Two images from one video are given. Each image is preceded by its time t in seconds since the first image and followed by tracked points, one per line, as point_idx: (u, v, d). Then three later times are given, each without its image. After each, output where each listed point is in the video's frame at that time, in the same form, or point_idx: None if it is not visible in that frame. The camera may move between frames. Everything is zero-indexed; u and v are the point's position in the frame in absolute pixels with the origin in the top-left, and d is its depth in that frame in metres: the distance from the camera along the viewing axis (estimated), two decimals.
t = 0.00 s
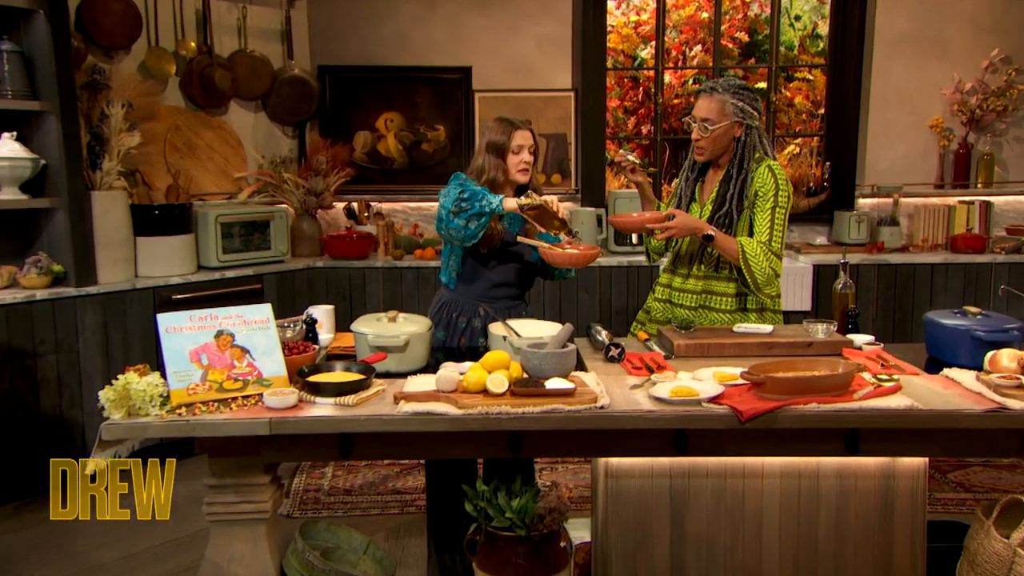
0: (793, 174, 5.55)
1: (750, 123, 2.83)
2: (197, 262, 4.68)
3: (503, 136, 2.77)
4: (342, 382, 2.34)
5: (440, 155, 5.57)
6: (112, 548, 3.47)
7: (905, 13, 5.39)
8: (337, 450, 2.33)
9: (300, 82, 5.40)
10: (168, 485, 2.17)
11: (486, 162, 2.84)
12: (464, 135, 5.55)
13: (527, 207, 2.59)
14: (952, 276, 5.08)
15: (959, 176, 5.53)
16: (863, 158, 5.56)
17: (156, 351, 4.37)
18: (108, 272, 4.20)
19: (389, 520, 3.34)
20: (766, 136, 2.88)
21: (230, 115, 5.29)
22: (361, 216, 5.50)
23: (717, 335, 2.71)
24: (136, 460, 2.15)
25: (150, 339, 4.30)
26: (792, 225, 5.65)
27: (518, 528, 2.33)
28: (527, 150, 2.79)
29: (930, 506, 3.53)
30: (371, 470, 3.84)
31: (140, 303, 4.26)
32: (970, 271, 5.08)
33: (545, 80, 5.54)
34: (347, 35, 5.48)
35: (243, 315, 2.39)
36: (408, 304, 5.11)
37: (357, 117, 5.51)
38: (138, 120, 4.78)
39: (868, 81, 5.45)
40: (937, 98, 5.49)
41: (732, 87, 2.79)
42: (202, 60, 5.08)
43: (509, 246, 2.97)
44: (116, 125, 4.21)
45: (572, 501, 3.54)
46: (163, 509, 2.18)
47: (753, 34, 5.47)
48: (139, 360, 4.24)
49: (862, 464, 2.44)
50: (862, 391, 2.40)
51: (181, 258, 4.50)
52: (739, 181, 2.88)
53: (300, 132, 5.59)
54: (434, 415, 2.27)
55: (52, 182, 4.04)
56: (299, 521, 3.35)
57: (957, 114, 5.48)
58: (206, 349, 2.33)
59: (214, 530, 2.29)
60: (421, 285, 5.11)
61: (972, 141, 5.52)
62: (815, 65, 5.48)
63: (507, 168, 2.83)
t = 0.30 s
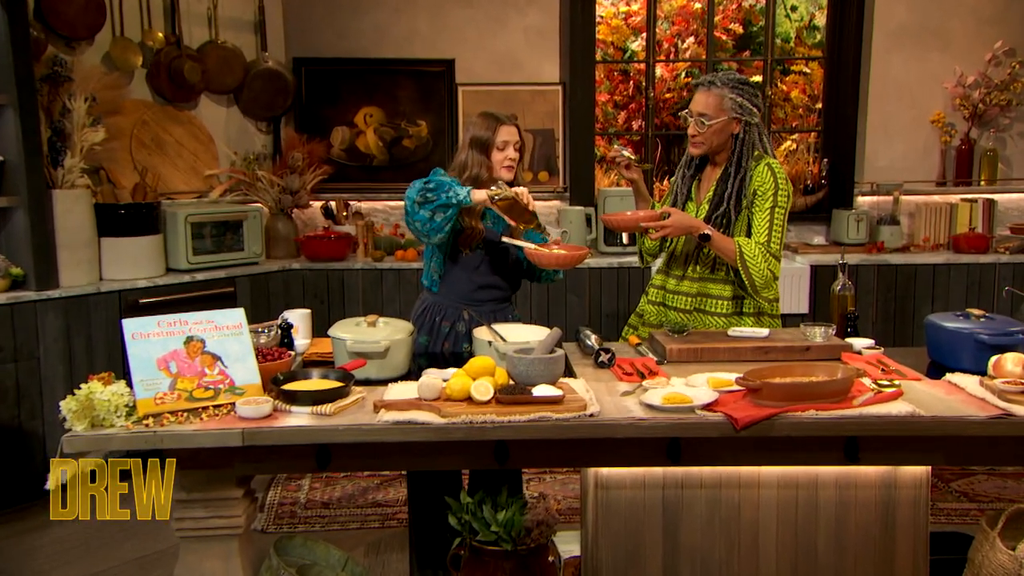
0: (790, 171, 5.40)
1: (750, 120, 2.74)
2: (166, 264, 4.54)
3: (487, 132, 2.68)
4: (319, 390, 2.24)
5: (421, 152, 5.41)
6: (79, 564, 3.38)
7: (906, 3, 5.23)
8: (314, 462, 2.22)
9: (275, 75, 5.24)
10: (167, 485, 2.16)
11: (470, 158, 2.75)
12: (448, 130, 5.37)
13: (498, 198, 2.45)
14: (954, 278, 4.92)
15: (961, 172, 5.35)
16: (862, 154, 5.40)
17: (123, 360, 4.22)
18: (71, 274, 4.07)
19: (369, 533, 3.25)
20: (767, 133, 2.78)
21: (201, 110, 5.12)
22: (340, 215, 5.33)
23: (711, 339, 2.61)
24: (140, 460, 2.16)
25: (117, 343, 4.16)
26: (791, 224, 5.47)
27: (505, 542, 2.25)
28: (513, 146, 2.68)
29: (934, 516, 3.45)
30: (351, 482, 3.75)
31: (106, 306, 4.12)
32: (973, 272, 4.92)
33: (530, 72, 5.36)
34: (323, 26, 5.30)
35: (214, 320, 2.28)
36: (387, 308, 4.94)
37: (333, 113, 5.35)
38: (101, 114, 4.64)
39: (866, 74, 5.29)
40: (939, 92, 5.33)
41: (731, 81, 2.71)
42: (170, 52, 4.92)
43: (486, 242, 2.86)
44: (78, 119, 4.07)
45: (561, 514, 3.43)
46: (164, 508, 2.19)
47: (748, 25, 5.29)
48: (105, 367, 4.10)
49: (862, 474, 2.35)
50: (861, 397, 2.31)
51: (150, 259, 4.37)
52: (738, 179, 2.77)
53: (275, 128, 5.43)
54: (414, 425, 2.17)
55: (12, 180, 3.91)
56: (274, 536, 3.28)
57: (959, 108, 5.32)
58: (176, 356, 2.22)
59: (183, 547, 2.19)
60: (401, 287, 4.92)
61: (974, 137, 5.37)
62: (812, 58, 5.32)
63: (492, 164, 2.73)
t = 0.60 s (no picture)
0: (787, 169, 5.26)
1: (745, 118, 2.64)
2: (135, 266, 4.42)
3: (471, 127, 2.58)
4: (296, 398, 2.13)
5: (404, 149, 5.19)
6: None
7: None
8: (293, 473, 2.12)
9: (251, 67, 5.03)
10: (168, 484, 1.98)
11: (453, 154, 2.65)
12: (431, 129, 5.18)
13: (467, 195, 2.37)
14: (958, 279, 4.79)
15: (965, 170, 5.20)
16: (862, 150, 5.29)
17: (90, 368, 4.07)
18: (35, 277, 3.91)
19: (349, 549, 3.18)
20: (765, 132, 2.69)
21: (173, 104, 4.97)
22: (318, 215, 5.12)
23: (706, 344, 2.52)
24: (135, 457, 1.97)
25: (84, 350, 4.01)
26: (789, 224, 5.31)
27: (492, 557, 2.17)
28: (497, 143, 2.59)
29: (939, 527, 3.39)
30: (331, 494, 3.66)
31: (72, 311, 3.97)
32: (977, 273, 4.79)
33: (519, 65, 5.18)
34: (300, 15, 5.09)
35: (184, 325, 2.18)
36: (369, 310, 4.79)
37: (310, 109, 5.15)
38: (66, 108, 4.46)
39: (866, 69, 5.17)
40: (942, 86, 5.21)
41: (727, 76, 2.60)
42: (140, 44, 4.77)
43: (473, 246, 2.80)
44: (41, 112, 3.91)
45: (551, 526, 3.33)
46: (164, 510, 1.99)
47: (743, 17, 5.18)
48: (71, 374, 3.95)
49: (863, 483, 2.27)
50: (863, 404, 2.22)
51: (118, 260, 4.23)
52: (733, 179, 2.67)
53: (251, 124, 5.23)
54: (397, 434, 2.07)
55: None
56: (250, 552, 3.19)
57: (962, 104, 5.20)
58: (146, 363, 2.12)
59: (153, 564, 2.09)
60: (384, 289, 4.75)
61: (979, 133, 5.23)
62: (810, 51, 5.18)
63: (475, 161, 2.63)
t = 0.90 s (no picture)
0: (788, 167, 5.13)
1: (738, 116, 2.56)
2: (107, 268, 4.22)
3: (458, 123, 2.49)
4: (277, 406, 2.03)
5: (389, 146, 5.10)
6: None
7: None
8: (273, 486, 2.02)
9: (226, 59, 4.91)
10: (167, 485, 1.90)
11: (440, 151, 2.56)
12: (417, 123, 5.07)
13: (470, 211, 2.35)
14: (966, 281, 4.66)
15: (973, 168, 5.04)
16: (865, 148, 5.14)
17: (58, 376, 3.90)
18: (1, 279, 3.72)
19: (331, 564, 3.15)
20: (760, 130, 2.59)
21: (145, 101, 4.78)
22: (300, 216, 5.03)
23: (703, 349, 2.43)
24: (106, 469, 1.87)
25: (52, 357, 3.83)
26: (789, 225, 5.23)
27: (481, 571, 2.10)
28: (486, 140, 2.50)
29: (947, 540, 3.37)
30: (312, 507, 3.65)
31: (39, 315, 3.79)
32: (986, 275, 4.66)
33: (509, 58, 5.05)
34: (277, 7, 4.98)
35: (159, 330, 2.09)
36: (352, 315, 4.66)
37: (291, 104, 5.03)
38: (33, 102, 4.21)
39: (869, 63, 5.03)
40: (949, 81, 5.06)
41: (719, 73, 2.52)
42: (112, 34, 4.54)
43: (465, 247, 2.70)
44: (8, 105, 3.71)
45: (543, 541, 3.25)
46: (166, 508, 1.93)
47: (744, 10, 5.02)
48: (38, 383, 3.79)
49: (868, 494, 2.18)
50: (868, 412, 2.12)
51: (90, 262, 4.03)
52: (727, 179, 2.58)
53: (228, 119, 5.11)
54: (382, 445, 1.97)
55: None
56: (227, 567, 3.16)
57: (971, 99, 5.04)
58: (118, 370, 2.02)
59: None
60: (367, 294, 4.66)
61: (988, 129, 5.06)
62: (813, 44, 5.05)
63: (463, 159, 2.55)
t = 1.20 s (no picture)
0: (792, 165, 5.04)
1: (737, 112, 2.46)
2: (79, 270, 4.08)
3: (449, 118, 2.40)
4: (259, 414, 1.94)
5: (377, 142, 4.98)
6: None
7: None
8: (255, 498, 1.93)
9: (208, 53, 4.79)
10: (167, 484, 1.81)
11: (431, 149, 2.48)
12: (406, 118, 4.96)
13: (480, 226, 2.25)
14: (978, 283, 4.56)
15: (985, 166, 4.98)
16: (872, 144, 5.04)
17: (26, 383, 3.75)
18: None
19: None
20: (761, 127, 2.50)
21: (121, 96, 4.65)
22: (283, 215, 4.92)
23: (704, 354, 2.34)
24: (79, 480, 1.79)
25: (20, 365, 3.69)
26: (792, 225, 5.11)
27: None
28: (478, 136, 2.41)
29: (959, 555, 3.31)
30: (296, 520, 3.58)
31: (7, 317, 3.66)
32: (999, 277, 4.57)
33: (503, 51, 4.95)
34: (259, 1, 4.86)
35: (136, 334, 2.00)
36: (338, 318, 4.54)
37: (273, 99, 4.91)
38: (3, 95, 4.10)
39: (876, 57, 4.92)
40: (960, 76, 4.97)
41: (715, 69, 2.43)
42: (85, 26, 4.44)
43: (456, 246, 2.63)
44: None
45: (537, 555, 3.16)
46: (165, 509, 1.83)
47: (745, 2, 4.93)
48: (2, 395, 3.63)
49: (877, 506, 2.09)
50: (875, 419, 2.04)
51: (61, 263, 3.89)
52: (728, 179, 2.49)
53: (209, 114, 4.95)
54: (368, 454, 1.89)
55: None
56: None
57: (981, 94, 4.95)
58: (92, 377, 1.93)
59: None
60: (353, 295, 4.53)
61: (1000, 125, 4.99)
62: (819, 37, 4.94)
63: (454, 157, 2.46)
